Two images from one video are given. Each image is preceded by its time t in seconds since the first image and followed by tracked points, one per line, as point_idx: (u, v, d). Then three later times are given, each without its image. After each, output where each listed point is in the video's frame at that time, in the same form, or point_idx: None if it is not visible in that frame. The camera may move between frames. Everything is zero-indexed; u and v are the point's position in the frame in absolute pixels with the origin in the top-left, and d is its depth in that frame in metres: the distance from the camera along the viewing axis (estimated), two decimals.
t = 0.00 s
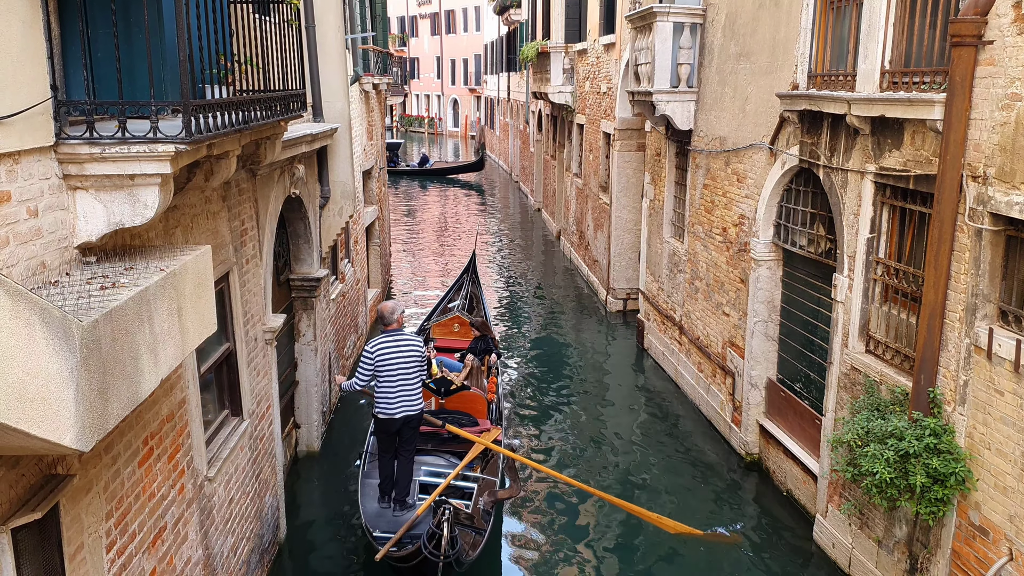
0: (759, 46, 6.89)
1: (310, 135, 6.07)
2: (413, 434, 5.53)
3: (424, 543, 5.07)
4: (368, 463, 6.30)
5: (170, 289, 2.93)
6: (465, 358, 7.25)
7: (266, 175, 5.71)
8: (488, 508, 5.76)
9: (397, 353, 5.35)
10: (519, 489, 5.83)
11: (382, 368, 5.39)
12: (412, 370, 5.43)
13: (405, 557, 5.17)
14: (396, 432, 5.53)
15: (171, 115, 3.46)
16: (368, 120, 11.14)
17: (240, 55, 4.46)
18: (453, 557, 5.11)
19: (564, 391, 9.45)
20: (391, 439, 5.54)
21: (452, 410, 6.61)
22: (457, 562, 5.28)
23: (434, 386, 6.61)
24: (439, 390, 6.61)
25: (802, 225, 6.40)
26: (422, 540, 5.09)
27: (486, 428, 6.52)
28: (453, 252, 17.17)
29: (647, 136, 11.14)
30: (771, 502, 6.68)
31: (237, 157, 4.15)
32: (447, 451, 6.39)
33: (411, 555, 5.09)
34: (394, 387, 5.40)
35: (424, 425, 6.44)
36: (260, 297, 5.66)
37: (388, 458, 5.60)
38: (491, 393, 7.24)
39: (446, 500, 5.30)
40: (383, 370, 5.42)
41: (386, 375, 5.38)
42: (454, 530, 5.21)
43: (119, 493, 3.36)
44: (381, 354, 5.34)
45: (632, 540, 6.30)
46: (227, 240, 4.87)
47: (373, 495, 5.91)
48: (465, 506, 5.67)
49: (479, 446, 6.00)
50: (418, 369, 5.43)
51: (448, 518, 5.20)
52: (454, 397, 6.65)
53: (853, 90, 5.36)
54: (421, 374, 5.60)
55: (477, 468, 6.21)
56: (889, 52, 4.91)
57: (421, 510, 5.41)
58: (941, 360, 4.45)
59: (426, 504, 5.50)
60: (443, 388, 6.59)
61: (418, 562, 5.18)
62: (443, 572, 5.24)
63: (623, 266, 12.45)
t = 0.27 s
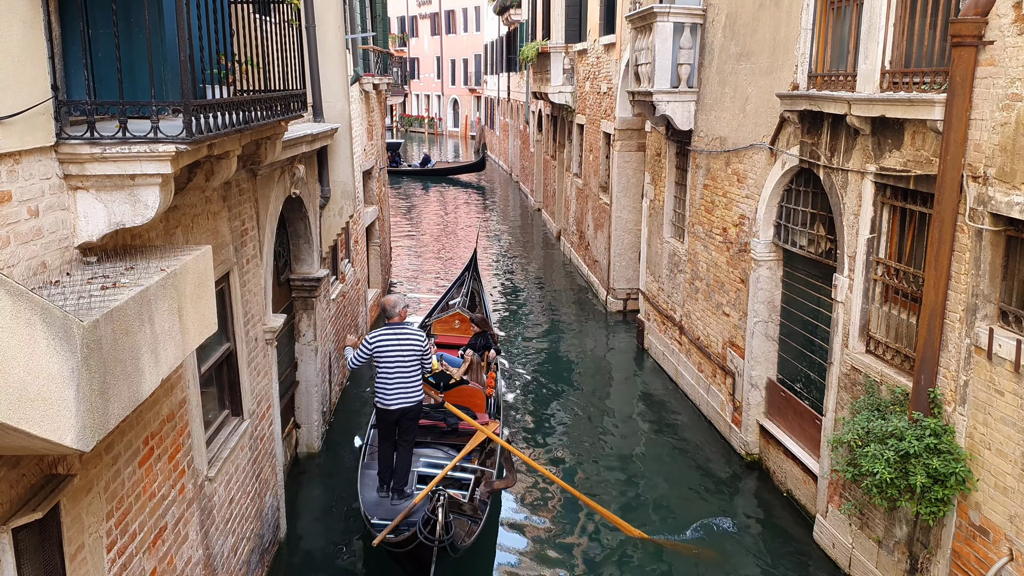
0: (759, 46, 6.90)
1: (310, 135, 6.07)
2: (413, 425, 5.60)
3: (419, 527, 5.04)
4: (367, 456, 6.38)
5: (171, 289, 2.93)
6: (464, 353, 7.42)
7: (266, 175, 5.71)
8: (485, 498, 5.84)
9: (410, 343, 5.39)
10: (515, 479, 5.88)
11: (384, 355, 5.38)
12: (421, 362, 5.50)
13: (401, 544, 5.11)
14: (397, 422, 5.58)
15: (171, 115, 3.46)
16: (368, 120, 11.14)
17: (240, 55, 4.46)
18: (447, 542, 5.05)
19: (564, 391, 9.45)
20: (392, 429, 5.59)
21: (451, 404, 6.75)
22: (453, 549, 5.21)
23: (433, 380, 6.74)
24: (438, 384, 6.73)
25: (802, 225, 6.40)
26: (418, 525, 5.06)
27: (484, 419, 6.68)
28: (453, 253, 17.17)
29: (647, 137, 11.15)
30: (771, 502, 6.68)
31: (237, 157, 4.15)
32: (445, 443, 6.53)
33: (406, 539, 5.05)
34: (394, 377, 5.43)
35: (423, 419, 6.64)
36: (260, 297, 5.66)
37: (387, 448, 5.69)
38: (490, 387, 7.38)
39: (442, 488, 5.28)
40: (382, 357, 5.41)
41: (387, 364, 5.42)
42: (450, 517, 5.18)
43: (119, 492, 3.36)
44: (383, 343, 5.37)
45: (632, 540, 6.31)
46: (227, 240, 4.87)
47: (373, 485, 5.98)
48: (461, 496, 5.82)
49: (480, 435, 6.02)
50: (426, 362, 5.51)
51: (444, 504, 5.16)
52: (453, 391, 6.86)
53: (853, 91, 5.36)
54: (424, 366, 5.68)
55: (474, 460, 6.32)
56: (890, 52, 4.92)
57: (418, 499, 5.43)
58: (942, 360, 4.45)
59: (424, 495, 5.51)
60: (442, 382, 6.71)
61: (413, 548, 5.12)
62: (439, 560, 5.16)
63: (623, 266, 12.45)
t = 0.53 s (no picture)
0: (759, 46, 6.90)
1: (311, 134, 6.06)
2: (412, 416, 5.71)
3: (414, 514, 5.23)
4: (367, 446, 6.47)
5: (172, 289, 2.93)
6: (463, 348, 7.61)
7: (266, 175, 5.71)
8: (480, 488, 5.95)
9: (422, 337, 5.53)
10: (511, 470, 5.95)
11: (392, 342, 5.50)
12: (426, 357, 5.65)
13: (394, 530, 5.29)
14: (398, 411, 5.73)
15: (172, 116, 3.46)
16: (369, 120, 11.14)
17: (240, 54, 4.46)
18: (441, 527, 5.26)
19: (563, 391, 9.45)
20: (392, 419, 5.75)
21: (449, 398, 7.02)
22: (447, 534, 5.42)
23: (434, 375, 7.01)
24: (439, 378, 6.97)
25: (802, 225, 6.40)
26: (412, 512, 5.25)
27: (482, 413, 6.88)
28: (453, 252, 17.17)
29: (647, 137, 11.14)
30: (772, 501, 6.68)
31: (238, 157, 4.15)
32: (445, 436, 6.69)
33: (401, 526, 5.24)
34: (393, 365, 5.58)
35: (423, 413, 6.86)
36: (260, 296, 5.66)
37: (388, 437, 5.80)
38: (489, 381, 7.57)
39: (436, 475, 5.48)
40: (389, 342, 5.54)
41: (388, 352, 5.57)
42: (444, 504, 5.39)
43: (119, 492, 3.35)
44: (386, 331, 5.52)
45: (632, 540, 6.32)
46: (227, 240, 4.87)
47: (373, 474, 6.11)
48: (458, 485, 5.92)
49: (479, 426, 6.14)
50: (431, 358, 5.66)
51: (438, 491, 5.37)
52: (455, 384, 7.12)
53: (854, 91, 5.36)
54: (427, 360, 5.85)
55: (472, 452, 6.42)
56: (890, 52, 4.92)
57: (415, 487, 5.55)
58: (942, 360, 4.45)
59: (420, 482, 5.64)
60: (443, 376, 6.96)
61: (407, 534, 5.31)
62: (433, 546, 5.36)
63: (623, 266, 12.45)
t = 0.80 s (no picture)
0: (759, 46, 6.90)
1: (311, 134, 6.07)
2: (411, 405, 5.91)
3: (409, 500, 5.43)
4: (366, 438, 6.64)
5: (172, 289, 2.93)
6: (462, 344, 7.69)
7: (267, 174, 5.71)
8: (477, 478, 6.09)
9: (427, 327, 5.75)
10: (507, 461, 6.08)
11: (395, 330, 5.71)
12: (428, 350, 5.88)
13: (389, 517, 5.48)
14: (397, 399, 5.93)
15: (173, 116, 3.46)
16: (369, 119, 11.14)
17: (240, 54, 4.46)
18: (435, 513, 5.49)
19: (563, 391, 9.44)
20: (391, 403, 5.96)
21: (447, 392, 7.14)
22: (442, 519, 5.63)
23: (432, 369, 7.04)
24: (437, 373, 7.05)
25: (803, 225, 6.40)
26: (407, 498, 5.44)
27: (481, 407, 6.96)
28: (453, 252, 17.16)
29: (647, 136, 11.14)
30: (772, 501, 6.68)
31: (238, 157, 4.15)
32: (444, 429, 6.80)
33: (396, 512, 5.43)
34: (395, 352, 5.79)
35: (422, 407, 6.96)
36: (261, 296, 5.66)
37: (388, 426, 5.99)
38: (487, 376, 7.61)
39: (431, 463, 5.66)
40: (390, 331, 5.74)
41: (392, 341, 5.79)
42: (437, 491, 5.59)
43: (120, 492, 3.35)
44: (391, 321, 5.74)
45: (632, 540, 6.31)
46: (228, 239, 4.87)
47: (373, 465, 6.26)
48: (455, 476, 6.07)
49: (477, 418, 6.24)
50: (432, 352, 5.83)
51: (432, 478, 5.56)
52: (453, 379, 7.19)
53: (854, 90, 5.36)
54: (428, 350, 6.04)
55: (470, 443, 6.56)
56: (891, 51, 4.92)
57: (411, 476, 5.69)
58: (943, 360, 4.45)
59: (415, 473, 5.78)
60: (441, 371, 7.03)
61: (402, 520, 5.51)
62: (427, 531, 5.58)
63: (624, 265, 12.45)
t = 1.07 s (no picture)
0: (759, 46, 6.90)
1: (311, 135, 6.08)
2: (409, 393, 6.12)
3: (408, 487, 5.56)
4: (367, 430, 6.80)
5: (172, 289, 2.93)
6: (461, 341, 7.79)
7: (267, 174, 5.71)
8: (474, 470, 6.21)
9: (427, 321, 6.02)
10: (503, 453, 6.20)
11: (397, 321, 5.95)
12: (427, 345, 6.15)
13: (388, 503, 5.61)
14: (396, 387, 6.13)
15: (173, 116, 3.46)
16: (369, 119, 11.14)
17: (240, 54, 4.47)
18: (432, 501, 5.61)
19: (563, 391, 9.45)
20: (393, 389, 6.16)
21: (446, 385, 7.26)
22: (439, 507, 5.76)
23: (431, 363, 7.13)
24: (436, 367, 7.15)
25: (803, 225, 6.40)
26: (406, 485, 5.57)
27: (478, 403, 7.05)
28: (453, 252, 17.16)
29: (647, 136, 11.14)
30: (772, 501, 6.69)
31: (238, 157, 4.15)
32: (443, 423, 6.84)
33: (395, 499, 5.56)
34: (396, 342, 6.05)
35: (421, 402, 6.99)
36: (261, 296, 5.66)
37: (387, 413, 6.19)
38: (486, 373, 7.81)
39: (429, 452, 5.78)
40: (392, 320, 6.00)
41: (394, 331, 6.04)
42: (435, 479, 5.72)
43: (120, 492, 3.35)
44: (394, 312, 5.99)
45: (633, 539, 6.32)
46: (228, 240, 4.87)
47: (372, 455, 6.40)
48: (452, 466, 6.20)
49: (475, 413, 6.27)
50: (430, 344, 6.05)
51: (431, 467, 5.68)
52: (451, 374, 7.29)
53: (854, 91, 5.36)
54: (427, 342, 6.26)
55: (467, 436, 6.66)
56: (891, 51, 4.92)
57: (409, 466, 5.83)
58: (943, 360, 4.45)
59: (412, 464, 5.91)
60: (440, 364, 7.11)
61: (400, 506, 5.64)
62: (424, 518, 5.71)
63: (624, 266, 12.45)
